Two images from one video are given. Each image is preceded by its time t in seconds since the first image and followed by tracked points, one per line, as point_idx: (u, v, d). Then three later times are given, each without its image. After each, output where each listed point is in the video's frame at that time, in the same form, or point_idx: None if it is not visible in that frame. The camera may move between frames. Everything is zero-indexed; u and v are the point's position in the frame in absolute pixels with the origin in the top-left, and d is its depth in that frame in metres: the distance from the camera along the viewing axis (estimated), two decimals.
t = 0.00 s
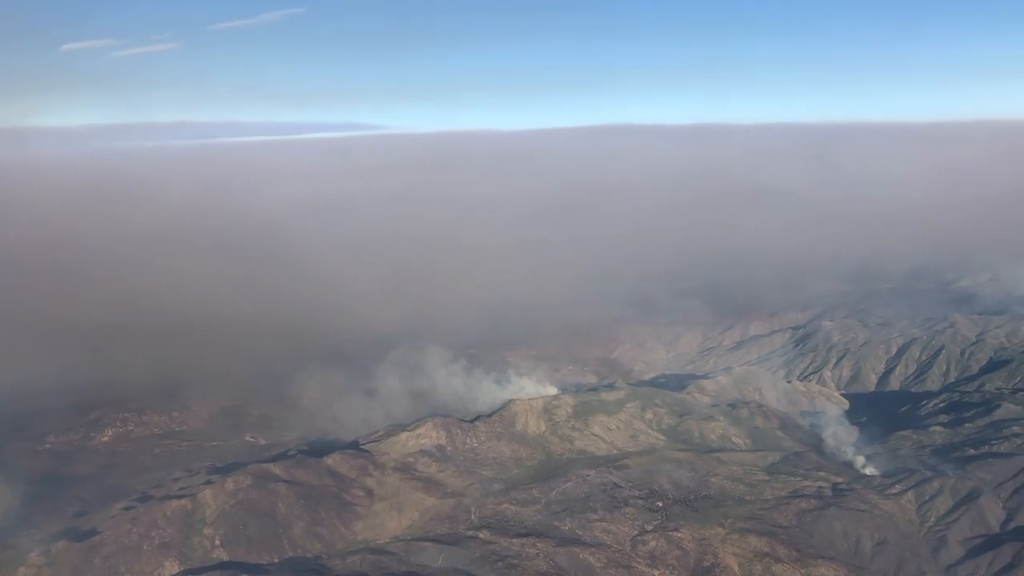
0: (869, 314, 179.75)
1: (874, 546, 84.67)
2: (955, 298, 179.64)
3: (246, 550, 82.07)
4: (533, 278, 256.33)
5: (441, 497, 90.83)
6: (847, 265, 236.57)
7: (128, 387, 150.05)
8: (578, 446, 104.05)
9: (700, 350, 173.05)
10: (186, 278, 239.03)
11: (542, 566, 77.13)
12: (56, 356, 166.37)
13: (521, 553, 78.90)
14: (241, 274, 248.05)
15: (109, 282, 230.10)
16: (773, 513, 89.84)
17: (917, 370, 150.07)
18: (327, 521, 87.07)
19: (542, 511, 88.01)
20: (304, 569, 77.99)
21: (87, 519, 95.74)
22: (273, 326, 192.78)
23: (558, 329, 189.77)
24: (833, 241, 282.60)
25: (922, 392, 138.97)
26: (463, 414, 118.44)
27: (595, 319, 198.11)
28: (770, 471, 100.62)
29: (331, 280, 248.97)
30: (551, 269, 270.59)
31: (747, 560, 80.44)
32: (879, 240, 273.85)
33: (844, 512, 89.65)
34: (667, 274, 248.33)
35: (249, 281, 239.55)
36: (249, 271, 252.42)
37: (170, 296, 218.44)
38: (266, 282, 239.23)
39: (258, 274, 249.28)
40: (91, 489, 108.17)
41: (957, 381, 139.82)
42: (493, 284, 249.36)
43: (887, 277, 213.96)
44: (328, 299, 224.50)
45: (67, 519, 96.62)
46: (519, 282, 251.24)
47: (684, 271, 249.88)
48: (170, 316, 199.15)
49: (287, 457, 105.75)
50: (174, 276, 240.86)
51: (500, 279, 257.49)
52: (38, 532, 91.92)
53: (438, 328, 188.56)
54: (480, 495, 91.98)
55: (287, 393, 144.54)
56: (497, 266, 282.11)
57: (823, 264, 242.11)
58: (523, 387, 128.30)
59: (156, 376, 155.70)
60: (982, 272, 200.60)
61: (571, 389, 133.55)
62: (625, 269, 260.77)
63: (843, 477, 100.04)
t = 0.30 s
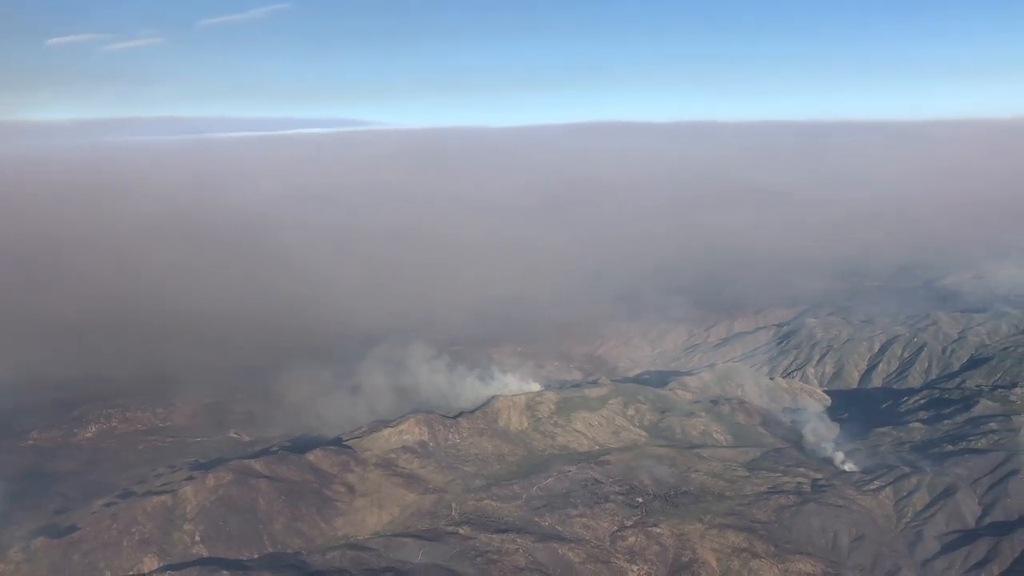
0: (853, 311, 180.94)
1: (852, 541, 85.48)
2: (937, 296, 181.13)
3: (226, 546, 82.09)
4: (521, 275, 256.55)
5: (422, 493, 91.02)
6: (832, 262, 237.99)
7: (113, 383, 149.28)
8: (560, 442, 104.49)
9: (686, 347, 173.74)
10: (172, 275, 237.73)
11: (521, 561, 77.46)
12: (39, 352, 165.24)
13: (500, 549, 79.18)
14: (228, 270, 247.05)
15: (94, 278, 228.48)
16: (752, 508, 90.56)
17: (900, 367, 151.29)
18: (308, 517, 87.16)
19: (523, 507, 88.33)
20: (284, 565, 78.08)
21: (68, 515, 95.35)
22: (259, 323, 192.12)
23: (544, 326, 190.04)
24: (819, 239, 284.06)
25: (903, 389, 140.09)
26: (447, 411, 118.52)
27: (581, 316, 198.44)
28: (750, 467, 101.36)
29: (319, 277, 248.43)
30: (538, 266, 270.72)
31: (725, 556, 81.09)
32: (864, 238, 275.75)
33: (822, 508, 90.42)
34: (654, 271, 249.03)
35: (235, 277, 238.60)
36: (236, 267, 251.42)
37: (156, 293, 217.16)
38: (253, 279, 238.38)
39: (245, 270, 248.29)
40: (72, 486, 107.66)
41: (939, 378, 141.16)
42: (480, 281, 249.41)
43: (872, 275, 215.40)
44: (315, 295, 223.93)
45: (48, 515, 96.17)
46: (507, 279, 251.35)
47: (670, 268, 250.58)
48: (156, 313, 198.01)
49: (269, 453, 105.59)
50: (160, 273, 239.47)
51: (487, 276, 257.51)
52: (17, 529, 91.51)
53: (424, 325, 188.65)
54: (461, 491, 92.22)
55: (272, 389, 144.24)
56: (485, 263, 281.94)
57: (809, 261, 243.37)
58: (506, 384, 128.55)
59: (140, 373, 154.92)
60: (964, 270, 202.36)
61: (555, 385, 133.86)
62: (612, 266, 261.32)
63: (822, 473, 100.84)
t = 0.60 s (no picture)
0: (817, 313, 184.01)
1: (811, 541, 87.10)
2: (899, 298, 184.97)
3: (186, 551, 81.33)
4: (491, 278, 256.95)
5: (386, 496, 90.95)
6: (798, 265, 241.88)
7: (75, 387, 146.70)
8: (526, 445, 105.06)
9: (653, 349, 175.37)
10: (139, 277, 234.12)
11: (483, 564, 77.73)
12: None
13: (463, 551, 79.40)
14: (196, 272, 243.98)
15: (58, 280, 224.23)
16: (714, 509, 91.87)
17: (862, 369, 154.20)
18: (270, 520, 86.65)
19: (486, 509, 88.65)
20: (245, 569, 77.59)
21: (26, 521, 93.65)
22: (226, 326, 190.16)
23: (514, 328, 190.62)
24: (786, 241, 288.39)
25: (865, 390, 142.86)
26: (413, 414, 118.43)
27: (551, 318, 199.29)
28: (713, 468, 102.78)
29: (288, 280, 246.41)
30: (509, 269, 271.20)
31: (687, 556, 82.18)
32: (829, 240, 280.67)
33: (783, 508, 91.99)
34: (624, 273, 250.87)
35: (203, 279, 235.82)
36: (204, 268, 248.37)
37: (121, 296, 213.83)
38: (222, 281, 235.80)
39: (214, 273, 245.44)
40: (31, 492, 105.70)
41: (901, 380, 144.23)
42: (451, 283, 249.44)
43: (836, 277, 219.37)
44: (284, 298, 222.20)
45: (5, 522, 94.37)
46: (478, 282, 251.55)
47: (640, 271, 252.69)
48: (121, 316, 194.83)
49: (233, 457, 104.69)
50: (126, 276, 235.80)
51: (458, 278, 257.46)
52: None
53: (393, 327, 188.25)
54: (425, 494, 92.27)
55: (238, 393, 142.89)
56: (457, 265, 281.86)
57: (776, 264, 246.89)
58: (472, 387, 128.84)
59: (104, 376, 152.44)
60: (925, 273, 206.91)
61: (522, 388, 134.42)
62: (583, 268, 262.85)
63: (783, 473, 102.55)
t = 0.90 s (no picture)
0: (758, 321, 188.94)
1: (749, 545, 89.47)
2: (835, 306, 191.27)
3: (121, 569, 79.40)
4: (441, 288, 256.92)
5: (328, 508, 90.31)
6: (741, 273, 248.05)
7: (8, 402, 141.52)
8: (469, 455, 105.55)
9: (600, 358, 177.67)
10: (77, 288, 227.07)
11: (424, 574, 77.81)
12: None
13: (404, 563, 79.34)
14: (138, 282, 237.86)
15: None
16: (655, 515, 93.67)
17: (801, 375, 158.95)
18: (209, 535, 85.21)
19: (429, 520, 88.77)
20: None
21: None
22: (168, 338, 186.05)
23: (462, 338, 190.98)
24: (729, 250, 295.35)
25: (803, 396, 147.32)
26: (356, 426, 117.73)
27: (499, 327, 200.26)
28: (654, 475, 104.77)
29: (235, 291, 242.24)
30: (458, 278, 271.35)
31: (627, 562, 83.63)
32: (771, 249, 288.58)
33: (721, 513, 94.30)
34: (573, 282, 253.58)
35: (146, 289, 230.18)
36: (146, 278, 242.18)
37: (58, 308, 207.12)
38: (165, 292, 230.57)
39: (157, 284, 239.63)
40: None
41: (838, 386, 149.23)
42: (400, 294, 248.64)
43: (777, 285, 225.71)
44: (229, 310, 218.47)
45: None
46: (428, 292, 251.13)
47: (588, 280, 255.68)
48: (57, 328, 188.71)
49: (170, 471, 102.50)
50: (64, 287, 228.47)
51: (408, 288, 256.73)
52: None
53: (339, 339, 186.79)
54: (368, 506, 91.90)
55: (179, 406, 139.91)
56: (406, 276, 280.72)
57: (720, 272, 252.63)
58: (415, 398, 128.82)
59: (39, 390, 147.43)
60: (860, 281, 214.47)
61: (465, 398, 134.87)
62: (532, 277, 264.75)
63: (723, 479, 105.11)
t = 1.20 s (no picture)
0: (688, 330, 194.24)
1: (675, 551, 92.18)
2: (761, 315, 198.32)
3: None
4: (378, 300, 255.28)
5: (254, 525, 89.01)
6: (673, 283, 254.54)
7: None
8: (400, 468, 105.59)
9: (535, 368, 179.65)
10: None
11: None
12: None
13: None
14: (60, 293, 228.62)
15: None
16: (584, 524, 95.55)
17: (728, 383, 164.17)
18: (129, 555, 82.93)
19: (357, 535, 88.49)
20: None
21: None
22: (91, 353, 179.58)
23: (398, 350, 190.37)
24: (663, 261, 302.73)
25: (730, 403, 152.24)
26: (284, 441, 116.20)
27: (435, 339, 200.33)
28: (584, 484, 106.83)
29: (163, 304, 235.43)
30: (395, 290, 270.23)
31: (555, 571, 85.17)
32: (702, 260, 297.04)
33: (648, 520, 96.86)
34: (510, 293, 255.61)
35: (68, 300, 221.39)
36: (67, 288, 232.71)
37: None
38: (88, 305, 222.30)
39: (80, 295, 230.79)
40: None
41: (763, 393, 154.76)
42: (336, 306, 246.09)
43: (707, 295, 232.55)
44: (157, 323, 212.28)
45: None
46: (364, 304, 249.23)
47: (525, 291, 258.15)
48: None
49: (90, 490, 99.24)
50: None
51: (344, 301, 254.25)
52: None
53: (271, 352, 183.82)
54: (295, 522, 90.96)
55: (100, 423, 135.32)
56: (342, 288, 277.81)
57: (653, 282, 258.69)
58: (345, 411, 127.96)
59: None
60: (784, 292, 222.96)
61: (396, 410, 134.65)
62: (470, 289, 265.76)
63: (651, 487, 107.92)
